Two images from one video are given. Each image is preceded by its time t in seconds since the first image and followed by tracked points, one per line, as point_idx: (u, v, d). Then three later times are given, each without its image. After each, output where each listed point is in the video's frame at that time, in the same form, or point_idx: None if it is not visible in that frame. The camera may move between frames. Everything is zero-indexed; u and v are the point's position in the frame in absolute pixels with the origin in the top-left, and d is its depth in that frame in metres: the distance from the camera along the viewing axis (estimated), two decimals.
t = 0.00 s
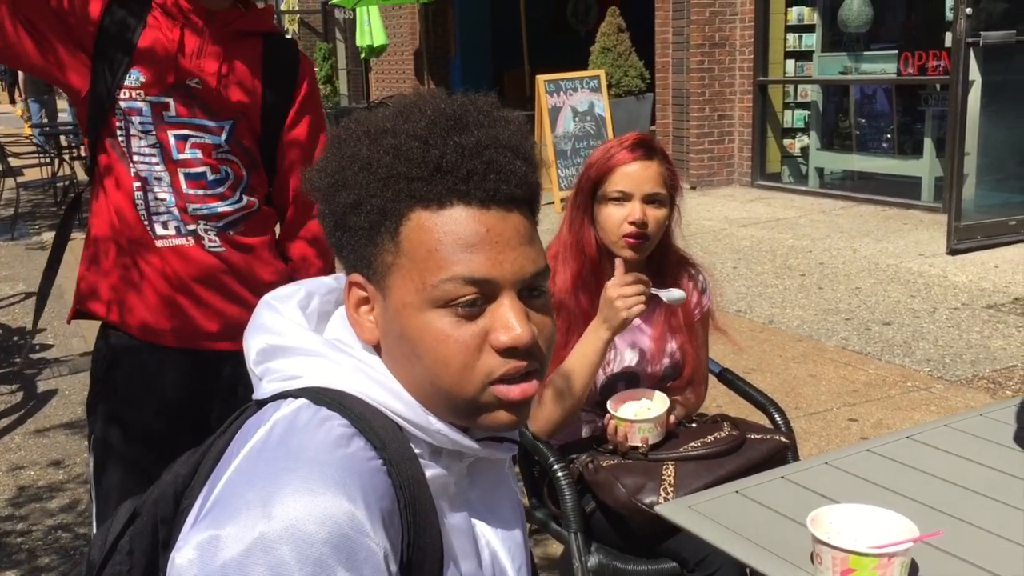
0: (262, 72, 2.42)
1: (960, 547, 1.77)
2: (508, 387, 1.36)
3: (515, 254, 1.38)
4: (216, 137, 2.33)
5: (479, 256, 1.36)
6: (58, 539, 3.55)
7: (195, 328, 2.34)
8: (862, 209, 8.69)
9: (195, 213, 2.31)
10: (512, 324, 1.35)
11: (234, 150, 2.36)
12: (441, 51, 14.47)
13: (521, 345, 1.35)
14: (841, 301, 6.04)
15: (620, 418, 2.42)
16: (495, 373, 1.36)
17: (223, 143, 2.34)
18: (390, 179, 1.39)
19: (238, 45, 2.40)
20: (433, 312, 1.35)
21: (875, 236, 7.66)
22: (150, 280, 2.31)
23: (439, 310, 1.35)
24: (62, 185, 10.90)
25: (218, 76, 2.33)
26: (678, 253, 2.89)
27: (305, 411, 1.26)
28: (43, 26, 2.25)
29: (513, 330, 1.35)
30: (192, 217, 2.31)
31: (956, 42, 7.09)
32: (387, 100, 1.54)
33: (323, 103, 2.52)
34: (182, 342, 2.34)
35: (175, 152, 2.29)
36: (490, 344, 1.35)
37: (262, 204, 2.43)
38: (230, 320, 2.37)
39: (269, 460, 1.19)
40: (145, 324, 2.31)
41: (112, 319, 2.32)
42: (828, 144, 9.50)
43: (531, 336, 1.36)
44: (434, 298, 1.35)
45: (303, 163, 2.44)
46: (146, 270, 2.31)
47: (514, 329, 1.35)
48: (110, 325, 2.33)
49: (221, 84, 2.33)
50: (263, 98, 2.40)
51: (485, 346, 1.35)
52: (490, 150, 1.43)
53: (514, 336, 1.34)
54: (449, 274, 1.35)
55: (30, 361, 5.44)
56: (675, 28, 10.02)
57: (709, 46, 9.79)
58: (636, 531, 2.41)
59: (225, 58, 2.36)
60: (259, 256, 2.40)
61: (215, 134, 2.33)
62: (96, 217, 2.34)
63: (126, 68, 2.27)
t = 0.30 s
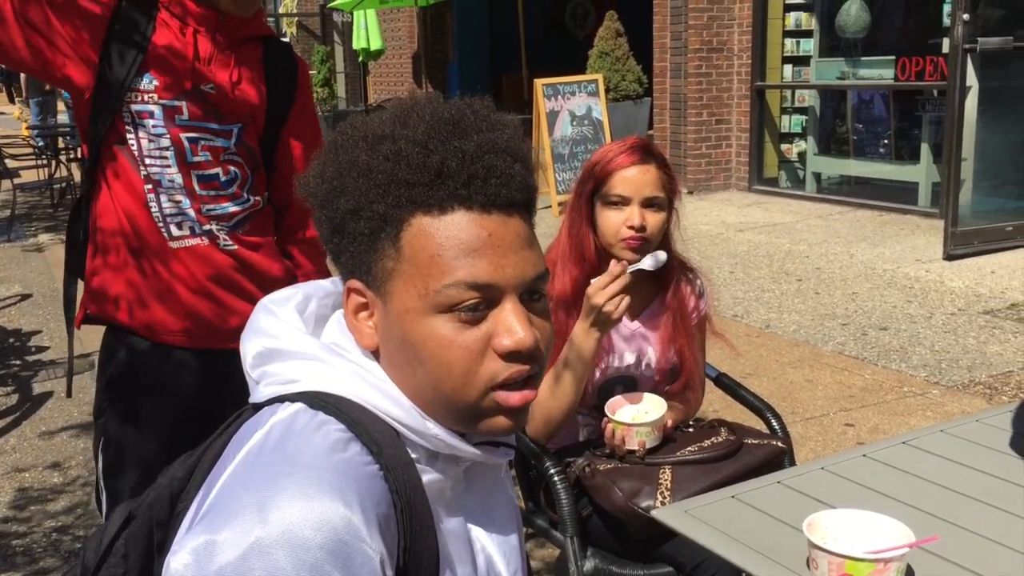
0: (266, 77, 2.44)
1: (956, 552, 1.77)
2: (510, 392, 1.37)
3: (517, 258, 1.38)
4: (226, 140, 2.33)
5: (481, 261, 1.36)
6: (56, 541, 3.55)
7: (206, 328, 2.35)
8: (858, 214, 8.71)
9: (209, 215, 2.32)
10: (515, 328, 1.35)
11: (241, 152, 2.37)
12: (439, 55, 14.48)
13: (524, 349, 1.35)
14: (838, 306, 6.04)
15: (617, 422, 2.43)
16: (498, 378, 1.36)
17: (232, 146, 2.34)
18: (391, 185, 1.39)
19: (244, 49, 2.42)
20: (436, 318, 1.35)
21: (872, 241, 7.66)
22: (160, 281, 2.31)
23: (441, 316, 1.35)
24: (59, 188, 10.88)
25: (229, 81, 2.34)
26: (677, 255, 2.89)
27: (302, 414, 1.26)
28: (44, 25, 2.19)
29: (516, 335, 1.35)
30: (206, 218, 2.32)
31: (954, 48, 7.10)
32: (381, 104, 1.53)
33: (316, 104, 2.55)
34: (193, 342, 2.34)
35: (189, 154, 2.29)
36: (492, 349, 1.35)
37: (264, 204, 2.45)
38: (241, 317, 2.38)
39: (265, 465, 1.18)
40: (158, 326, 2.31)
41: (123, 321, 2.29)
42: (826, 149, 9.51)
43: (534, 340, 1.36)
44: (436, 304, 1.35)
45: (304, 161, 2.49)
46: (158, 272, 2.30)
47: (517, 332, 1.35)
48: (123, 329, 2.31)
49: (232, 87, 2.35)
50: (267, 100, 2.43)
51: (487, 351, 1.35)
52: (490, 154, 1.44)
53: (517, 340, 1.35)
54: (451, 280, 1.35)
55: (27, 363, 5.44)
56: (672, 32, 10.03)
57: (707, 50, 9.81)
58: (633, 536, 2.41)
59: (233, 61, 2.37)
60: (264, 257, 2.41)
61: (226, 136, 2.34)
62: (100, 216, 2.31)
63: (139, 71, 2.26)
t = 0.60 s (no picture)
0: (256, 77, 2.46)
1: (953, 557, 1.77)
2: (511, 395, 1.37)
3: (517, 260, 1.39)
4: (220, 142, 2.35)
5: (482, 264, 1.36)
6: (51, 543, 3.54)
7: (203, 329, 2.34)
8: (856, 218, 8.72)
9: (208, 215, 2.32)
10: (516, 331, 1.35)
11: (234, 153, 2.39)
12: (438, 57, 14.49)
13: (525, 352, 1.35)
14: (836, 309, 6.04)
15: (615, 425, 2.43)
16: (499, 381, 1.36)
17: (226, 146, 2.36)
18: (391, 189, 1.39)
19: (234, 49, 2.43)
20: (436, 321, 1.35)
21: (870, 245, 7.67)
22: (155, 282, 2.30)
23: (442, 319, 1.35)
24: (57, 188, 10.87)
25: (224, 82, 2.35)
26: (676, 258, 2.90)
27: (299, 418, 1.26)
28: (35, 25, 2.16)
29: (517, 337, 1.35)
30: (206, 218, 2.32)
31: (953, 52, 7.10)
32: (378, 108, 1.53)
33: (300, 103, 2.58)
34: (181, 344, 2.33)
35: (186, 156, 2.30)
36: (493, 351, 1.35)
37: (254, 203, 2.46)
38: (238, 316, 2.39)
39: (262, 468, 1.18)
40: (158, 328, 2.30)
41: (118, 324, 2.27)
42: (824, 152, 9.52)
43: (535, 342, 1.36)
44: (437, 307, 1.35)
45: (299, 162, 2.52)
46: (154, 273, 2.30)
47: (518, 335, 1.35)
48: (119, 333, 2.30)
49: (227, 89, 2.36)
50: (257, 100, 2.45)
51: (488, 354, 1.35)
52: (489, 157, 1.44)
53: (518, 342, 1.35)
54: (453, 283, 1.34)
55: (24, 364, 5.43)
56: (671, 36, 10.04)
57: (706, 54, 9.81)
58: (630, 539, 2.41)
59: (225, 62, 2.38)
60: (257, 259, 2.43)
61: (220, 137, 2.35)
62: (90, 218, 2.26)
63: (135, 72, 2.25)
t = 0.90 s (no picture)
0: (253, 76, 2.44)
1: (954, 555, 1.77)
2: (512, 392, 1.37)
3: (518, 257, 1.38)
4: (212, 140, 2.34)
5: (484, 261, 1.36)
6: (49, 541, 3.54)
7: (187, 330, 2.33)
8: (856, 217, 8.72)
9: (195, 214, 2.31)
10: (518, 327, 1.35)
11: (227, 151, 2.37)
12: (438, 55, 14.48)
13: (527, 348, 1.35)
14: (835, 308, 6.04)
15: (615, 423, 2.42)
16: (500, 377, 1.36)
17: (218, 145, 2.35)
18: (391, 184, 1.39)
19: (231, 48, 2.42)
20: (438, 317, 1.35)
21: (870, 244, 7.67)
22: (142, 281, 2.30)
23: (443, 316, 1.35)
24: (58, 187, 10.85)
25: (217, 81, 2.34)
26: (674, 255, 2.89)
27: (299, 415, 1.26)
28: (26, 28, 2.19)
29: (518, 333, 1.35)
30: (192, 217, 2.31)
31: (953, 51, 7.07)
32: (377, 105, 1.53)
33: (301, 104, 2.56)
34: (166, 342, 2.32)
35: (174, 154, 2.29)
36: (495, 348, 1.35)
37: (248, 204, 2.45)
38: (224, 318, 2.38)
39: (262, 465, 1.18)
40: (142, 328, 2.29)
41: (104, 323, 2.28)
42: (824, 151, 9.52)
43: (536, 339, 1.36)
44: (438, 304, 1.35)
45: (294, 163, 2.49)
46: (140, 272, 2.29)
47: (519, 330, 1.35)
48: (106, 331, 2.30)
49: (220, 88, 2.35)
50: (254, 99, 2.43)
51: (489, 350, 1.35)
52: (490, 153, 1.44)
53: (520, 338, 1.35)
54: (455, 280, 1.34)
55: (23, 362, 5.43)
56: (671, 34, 10.04)
57: (706, 52, 9.80)
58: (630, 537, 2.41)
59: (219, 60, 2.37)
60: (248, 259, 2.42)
61: (211, 136, 2.34)
62: (80, 217, 2.29)
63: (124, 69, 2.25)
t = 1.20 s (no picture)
0: (265, 69, 2.42)
1: (955, 548, 1.77)
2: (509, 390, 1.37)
3: (518, 253, 1.38)
4: (218, 133, 2.32)
5: (483, 256, 1.36)
6: (53, 537, 3.55)
7: (193, 327, 2.34)
8: (857, 211, 8.71)
9: (199, 209, 2.31)
10: (517, 323, 1.35)
11: (236, 145, 2.35)
12: (438, 50, 14.47)
13: (525, 344, 1.35)
14: (836, 303, 6.04)
15: (616, 418, 2.41)
16: (497, 374, 1.36)
17: (225, 139, 2.33)
18: (392, 181, 1.39)
19: (241, 40, 2.41)
20: (438, 313, 1.35)
21: (871, 238, 7.66)
22: (148, 276, 2.31)
23: (444, 311, 1.35)
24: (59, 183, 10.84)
25: (224, 74, 2.33)
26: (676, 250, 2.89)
27: (302, 410, 1.26)
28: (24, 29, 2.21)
29: (517, 329, 1.35)
30: (196, 212, 2.31)
31: (953, 45, 7.05)
32: (380, 101, 1.53)
33: (318, 100, 2.53)
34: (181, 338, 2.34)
35: (179, 147, 2.29)
36: (494, 344, 1.35)
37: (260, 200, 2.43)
38: (228, 316, 2.37)
39: (265, 459, 1.18)
40: (151, 321, 2.31)
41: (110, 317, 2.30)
42: (825, 145, 9.51)
43: (535, 335, 1.36)
44: (438, 299, 1.35)
45: (303, 156, 2.47)
46: (146, 268, 2.31)
47: (518, 327, 1.35)
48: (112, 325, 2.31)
49: (227, 81, 2.34)
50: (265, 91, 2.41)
51: (488, 347, 1.35)
52: (492, 149, 1.44)
53: (519, 335, 1.35)
54: (454, 274, 1.34)
55: (25, 358, 5.44)
56: (672, 29, 10.03)
57: (706, 47, 9.81)
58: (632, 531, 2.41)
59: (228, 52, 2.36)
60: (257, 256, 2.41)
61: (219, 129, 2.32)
62: (89, 211, 2.31)
63: (129, 62, 2.25)
